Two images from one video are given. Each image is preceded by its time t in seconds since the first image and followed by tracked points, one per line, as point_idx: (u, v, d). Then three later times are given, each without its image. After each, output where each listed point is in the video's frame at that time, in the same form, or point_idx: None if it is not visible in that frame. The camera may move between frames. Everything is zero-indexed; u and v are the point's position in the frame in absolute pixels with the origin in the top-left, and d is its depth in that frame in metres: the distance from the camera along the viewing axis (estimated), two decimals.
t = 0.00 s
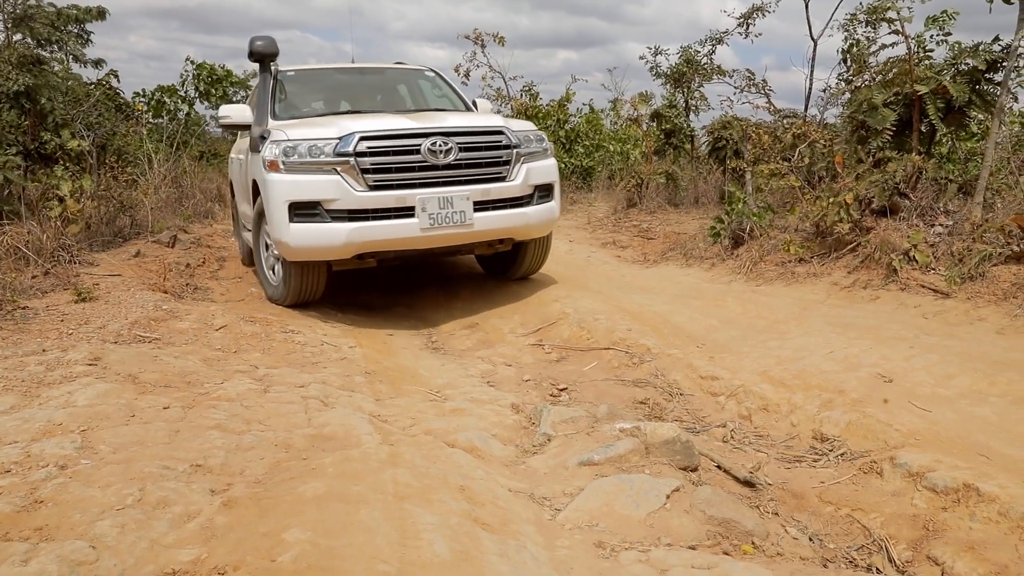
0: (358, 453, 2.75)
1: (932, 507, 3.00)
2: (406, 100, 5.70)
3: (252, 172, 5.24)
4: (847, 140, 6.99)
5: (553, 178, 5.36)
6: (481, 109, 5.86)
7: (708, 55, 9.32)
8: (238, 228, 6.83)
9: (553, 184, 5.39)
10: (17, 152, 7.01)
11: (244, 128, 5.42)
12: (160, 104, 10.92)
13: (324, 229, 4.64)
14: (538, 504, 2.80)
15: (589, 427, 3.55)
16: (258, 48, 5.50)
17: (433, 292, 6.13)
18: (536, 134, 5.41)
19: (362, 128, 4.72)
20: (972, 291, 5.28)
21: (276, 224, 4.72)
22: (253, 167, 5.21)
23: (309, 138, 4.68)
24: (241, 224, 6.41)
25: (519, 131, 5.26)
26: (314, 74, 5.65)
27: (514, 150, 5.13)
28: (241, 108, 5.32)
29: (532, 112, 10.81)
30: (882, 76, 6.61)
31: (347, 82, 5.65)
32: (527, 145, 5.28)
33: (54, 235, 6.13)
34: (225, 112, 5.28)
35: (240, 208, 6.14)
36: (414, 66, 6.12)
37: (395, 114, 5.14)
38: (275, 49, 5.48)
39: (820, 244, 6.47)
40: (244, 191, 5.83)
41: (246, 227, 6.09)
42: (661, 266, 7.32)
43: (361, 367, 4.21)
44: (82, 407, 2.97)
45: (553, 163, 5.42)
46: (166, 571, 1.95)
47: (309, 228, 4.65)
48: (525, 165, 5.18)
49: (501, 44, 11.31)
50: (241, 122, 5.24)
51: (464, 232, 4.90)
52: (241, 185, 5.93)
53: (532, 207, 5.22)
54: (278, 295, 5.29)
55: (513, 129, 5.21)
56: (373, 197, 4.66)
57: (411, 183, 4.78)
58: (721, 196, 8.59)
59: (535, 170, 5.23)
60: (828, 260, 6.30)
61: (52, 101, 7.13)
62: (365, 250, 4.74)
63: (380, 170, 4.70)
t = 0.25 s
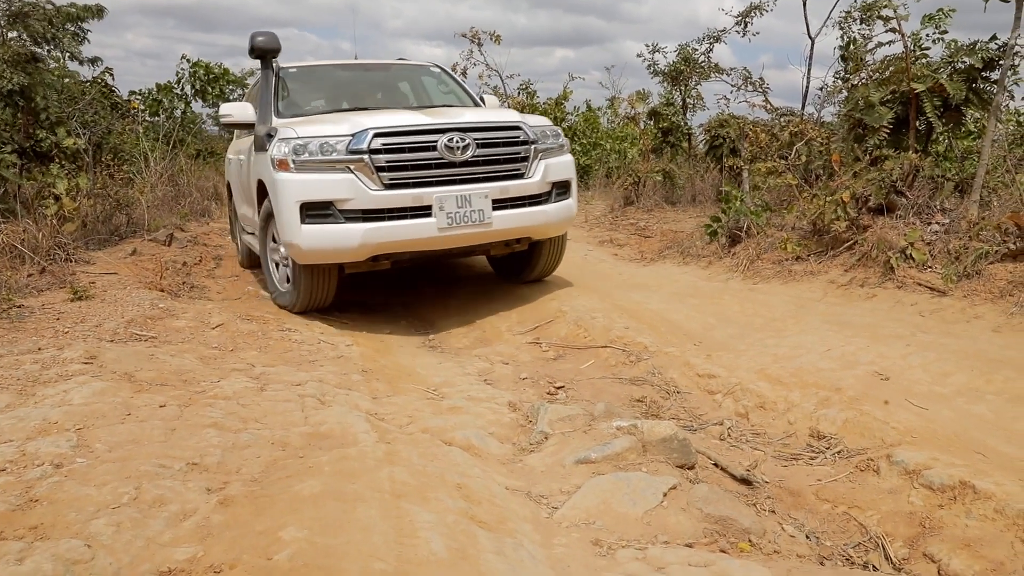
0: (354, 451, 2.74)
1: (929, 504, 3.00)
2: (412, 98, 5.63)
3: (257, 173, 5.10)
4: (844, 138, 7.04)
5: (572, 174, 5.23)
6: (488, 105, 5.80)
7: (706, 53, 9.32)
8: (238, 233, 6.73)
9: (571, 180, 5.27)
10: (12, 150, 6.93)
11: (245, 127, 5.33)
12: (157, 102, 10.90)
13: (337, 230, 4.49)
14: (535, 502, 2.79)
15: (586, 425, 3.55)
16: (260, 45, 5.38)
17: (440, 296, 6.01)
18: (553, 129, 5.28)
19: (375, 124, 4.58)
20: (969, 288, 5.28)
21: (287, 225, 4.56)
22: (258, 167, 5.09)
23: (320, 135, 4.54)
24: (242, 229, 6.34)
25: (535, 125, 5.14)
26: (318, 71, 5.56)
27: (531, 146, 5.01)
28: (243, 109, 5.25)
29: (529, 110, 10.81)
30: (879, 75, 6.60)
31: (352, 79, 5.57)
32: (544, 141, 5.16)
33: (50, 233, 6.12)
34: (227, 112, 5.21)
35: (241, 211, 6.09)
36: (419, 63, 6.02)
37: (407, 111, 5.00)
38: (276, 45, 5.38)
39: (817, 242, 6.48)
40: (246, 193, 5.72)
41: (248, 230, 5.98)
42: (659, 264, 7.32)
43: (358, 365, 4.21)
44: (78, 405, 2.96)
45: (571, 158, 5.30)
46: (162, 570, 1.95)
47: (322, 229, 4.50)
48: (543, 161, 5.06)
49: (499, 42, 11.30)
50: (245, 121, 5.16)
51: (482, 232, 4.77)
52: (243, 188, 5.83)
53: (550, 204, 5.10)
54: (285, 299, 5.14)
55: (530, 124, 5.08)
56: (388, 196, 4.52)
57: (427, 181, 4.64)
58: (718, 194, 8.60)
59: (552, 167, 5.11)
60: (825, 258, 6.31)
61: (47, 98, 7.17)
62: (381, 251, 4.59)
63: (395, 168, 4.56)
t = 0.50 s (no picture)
0: (351, 448, 2.74)
1: (925, 502, 3.00)
2: (423, 94, 5.37)
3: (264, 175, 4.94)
4: (841, 137, 7.04)
5: (594, 178, 5.06)
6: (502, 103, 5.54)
7: (704, 50, 9.30)
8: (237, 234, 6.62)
9: (593, 185, 5.10)
10: (8, 146, 6.93)
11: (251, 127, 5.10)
12: (153, 99, 10.88)
13: (355, 238, 4.33)
14: (532, 499, 2.79)
15: (583, 422, 3.55)
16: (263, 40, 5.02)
17: (447, 296, 5.86)
18: (575, 132, 5.11)
19: (393, 127, 4.41)
20: (966, 286, 5.29)
21: (300, 233, 4.39)
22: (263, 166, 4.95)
23: (335, 138, 4.37)
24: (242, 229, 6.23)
25: (557, 128, 4.96)
26: (325, 65, 5.32)
27: (553, 149, 4.84)
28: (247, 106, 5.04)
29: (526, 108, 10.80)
30: (876, 73, 6.62)
31: (361, 75, 5.33)
32: (566, 143, 4.98)
33: (46, 230, 6.09)
34: (230, 108, 5.01)
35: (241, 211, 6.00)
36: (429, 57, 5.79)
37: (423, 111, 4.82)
38: (281, 41, 5.01)
39: (814, 240, 6.48)
40: (247, 193, 5.60)
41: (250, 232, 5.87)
42: (656, 261, 7.33)
43: (355, 362, 4.20)
44: (74, 403, 2.96)
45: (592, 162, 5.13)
46: (158, 568, 1.94)
47: (338, 236, 4.34)
48: (565, 165, 4.89)
49: (496, 40, 11.29)
50: (248, 119, 4.97)
51: (504, 238, 4.61)
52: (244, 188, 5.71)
53: (572, 210, 4.93)
54: (292, 302, 5.02)
55: (551, 127, 4.91)
56: (407, 202, 4.36)
57: (447, 186, 4.47)
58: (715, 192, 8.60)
59: (575, 170, 4.94)
60: (823, 256, 6.31)
61: (43, 96, 7.13)
62: (398, 259, 4.43)
63: (414, 173, 4.40)
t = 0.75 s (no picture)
0: (346, 444, 2.73)
1: (920, 497, 3.01)
2: (425, 87, 5.32)
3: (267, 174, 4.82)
4: (838, 133, 7.01)
5: (608, 173, 4.97)
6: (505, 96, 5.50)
7: (700, 47, 9.29)
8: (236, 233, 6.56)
9: (606, 180, 5.01)
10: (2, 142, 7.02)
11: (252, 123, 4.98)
12: (149, 95, 10.85)
13: (368, 241, 4.20)
14: (527, 495, 2.79)
15: (579, 419, 3.55)
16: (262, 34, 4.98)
17: (455, 297, 5.77)
18: (587, 126, 5.00)
19: (406, 125, 4.27)
20: (961, 283, 5.30)
21: (310, 236, 4.26)
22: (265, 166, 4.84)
23: (345, 138, 4.22)
24: (241, 228, 6.17)
25: (572, 122, 4.84)
26: (326, 59, 5.26)
27: (568, 145, 4.73)
28: (246, 102, 4.91)
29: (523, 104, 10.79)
30: (873, 69, 6.63)
31: (362, 68, 5.27)
32: (580, 138, 4.87)
33: (41, 226, 6.08)
34: (228, 105, 4.88)
35: (240, 210, 5.94)
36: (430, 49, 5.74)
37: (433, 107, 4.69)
38: (280, 32, 4.98)
39: (811, 237, 6.49)
40: (247, 192, 5.53)
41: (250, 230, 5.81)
42: (652, 258, 7.33)
43: (351, 359, 4.20)
44: (68, 399, 2.95)
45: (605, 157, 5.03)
46: (152, 564, 1.94)
47: (350, 240, 4.21)
48: (580, 161, 4.79)
49: (493, 36, 11.27)
50: (248, 116, 4.86)
51: (520, 238, 4.51)
52: (243, 186, 5.63)
53: (588, 207, 4.84)
54: (297, 303, 4.95)
55: (566, 121, 4.79)
56: (422, 204, 4.23)
57: (462, 185, 4.36)
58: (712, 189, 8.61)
59: (590, 167, 4.83)
60: (819, 253, 6.32)
61: (38, 91, 6.95)
62: (412, 262, 4.32)
63: (428, 172, 4.27)
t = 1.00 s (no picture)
0: (340, 442, 2.73)
1: (914, 494, 3.02)
2: (423, 82, 5.30)
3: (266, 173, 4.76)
4: (832, 130, 6.96)
5: (613, 170, 4.93)
6: (503, 91, 5.49)
7: (695, 45, 9.29)
8: (231, 231, 6.51)
9: (611, 177, 4.97)
10: None
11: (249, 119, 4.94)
12: (142, 93, 10.81)
13: (372, 241, 4.15)
14: (522, 492, 2.79)
15: (573, 416, 3.55)
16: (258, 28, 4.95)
17: (455, 297, 5.71)
18: (592, 121, 4.96)
19: (409, 122, 4.22)
20: (955, 280, 5.31)
21: (312, 236, 4.21)
22: (263, 163, 4.80)
23: (347, 135, 4.17)
24: (237, 227, 6.12)
25: (577, 117, 4.80)
26: (323, 53, 5.23)
27: (573, 141, 4.69)
28: (242, 98, 4.87)
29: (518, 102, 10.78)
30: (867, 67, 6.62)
31: (359, 62, 5.24)
32: (585, 133, 4.83)
33: (34, 224, 6.05)
34: (225, 101, 4.84)
35: (237, 208, 5.89)
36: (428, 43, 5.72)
37: (436, 102, 4.63)
38: (277, 27, 4.96)
39: (805, 234, 6.49)
40: (243, 190, 5.48)
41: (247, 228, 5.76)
42: (647, 255, 7.34)
43: (345, 356, 4.19)
44: (60, 397, 2.94)
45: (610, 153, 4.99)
46: (144, 562, 1.93)
47: (354, 239, 4.16)
48: (586, 157, 4.75)
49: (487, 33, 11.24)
50: (245, 112, 4.82)
51: (526, 236, 4.48)
52: (239, 184, 5.58)
53: (593, 204, 4.80)
54: (296, 303, 4.90)
55: (571, 116, 4.75)
56: (427, 202, 4.18)
57: (467, 182, 4.31)
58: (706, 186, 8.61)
59: (595, 163, 4.80)
60: (813, 250, 6.33)
61: (30, 87, 6.88)
62: (417, 261, 4.27)
63: (432, 170, 4.22)
